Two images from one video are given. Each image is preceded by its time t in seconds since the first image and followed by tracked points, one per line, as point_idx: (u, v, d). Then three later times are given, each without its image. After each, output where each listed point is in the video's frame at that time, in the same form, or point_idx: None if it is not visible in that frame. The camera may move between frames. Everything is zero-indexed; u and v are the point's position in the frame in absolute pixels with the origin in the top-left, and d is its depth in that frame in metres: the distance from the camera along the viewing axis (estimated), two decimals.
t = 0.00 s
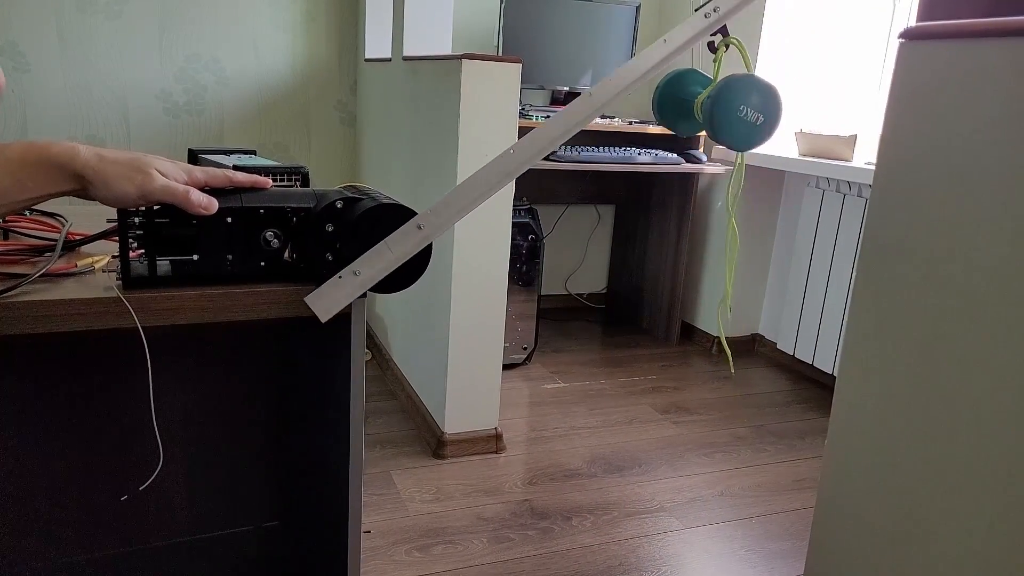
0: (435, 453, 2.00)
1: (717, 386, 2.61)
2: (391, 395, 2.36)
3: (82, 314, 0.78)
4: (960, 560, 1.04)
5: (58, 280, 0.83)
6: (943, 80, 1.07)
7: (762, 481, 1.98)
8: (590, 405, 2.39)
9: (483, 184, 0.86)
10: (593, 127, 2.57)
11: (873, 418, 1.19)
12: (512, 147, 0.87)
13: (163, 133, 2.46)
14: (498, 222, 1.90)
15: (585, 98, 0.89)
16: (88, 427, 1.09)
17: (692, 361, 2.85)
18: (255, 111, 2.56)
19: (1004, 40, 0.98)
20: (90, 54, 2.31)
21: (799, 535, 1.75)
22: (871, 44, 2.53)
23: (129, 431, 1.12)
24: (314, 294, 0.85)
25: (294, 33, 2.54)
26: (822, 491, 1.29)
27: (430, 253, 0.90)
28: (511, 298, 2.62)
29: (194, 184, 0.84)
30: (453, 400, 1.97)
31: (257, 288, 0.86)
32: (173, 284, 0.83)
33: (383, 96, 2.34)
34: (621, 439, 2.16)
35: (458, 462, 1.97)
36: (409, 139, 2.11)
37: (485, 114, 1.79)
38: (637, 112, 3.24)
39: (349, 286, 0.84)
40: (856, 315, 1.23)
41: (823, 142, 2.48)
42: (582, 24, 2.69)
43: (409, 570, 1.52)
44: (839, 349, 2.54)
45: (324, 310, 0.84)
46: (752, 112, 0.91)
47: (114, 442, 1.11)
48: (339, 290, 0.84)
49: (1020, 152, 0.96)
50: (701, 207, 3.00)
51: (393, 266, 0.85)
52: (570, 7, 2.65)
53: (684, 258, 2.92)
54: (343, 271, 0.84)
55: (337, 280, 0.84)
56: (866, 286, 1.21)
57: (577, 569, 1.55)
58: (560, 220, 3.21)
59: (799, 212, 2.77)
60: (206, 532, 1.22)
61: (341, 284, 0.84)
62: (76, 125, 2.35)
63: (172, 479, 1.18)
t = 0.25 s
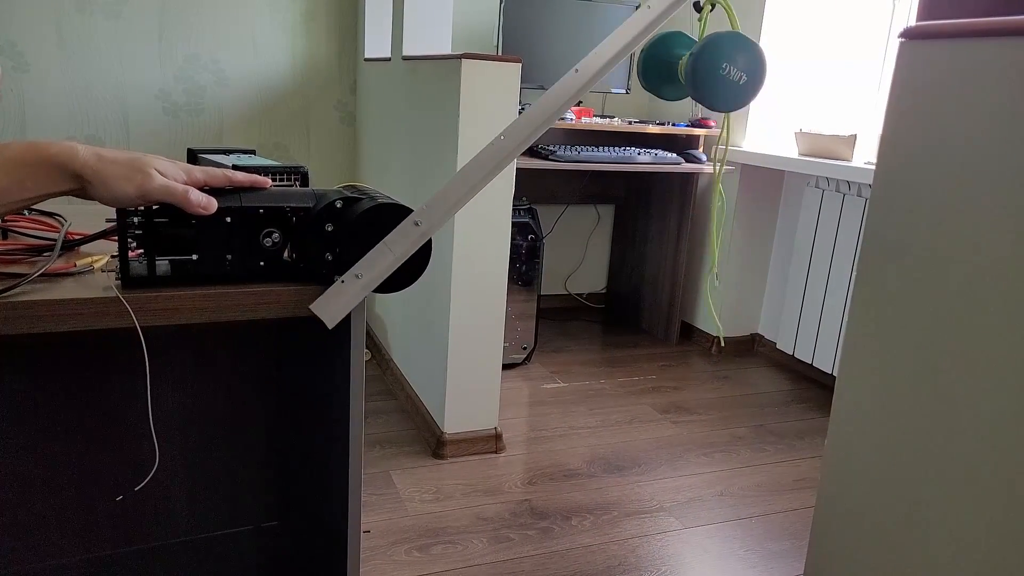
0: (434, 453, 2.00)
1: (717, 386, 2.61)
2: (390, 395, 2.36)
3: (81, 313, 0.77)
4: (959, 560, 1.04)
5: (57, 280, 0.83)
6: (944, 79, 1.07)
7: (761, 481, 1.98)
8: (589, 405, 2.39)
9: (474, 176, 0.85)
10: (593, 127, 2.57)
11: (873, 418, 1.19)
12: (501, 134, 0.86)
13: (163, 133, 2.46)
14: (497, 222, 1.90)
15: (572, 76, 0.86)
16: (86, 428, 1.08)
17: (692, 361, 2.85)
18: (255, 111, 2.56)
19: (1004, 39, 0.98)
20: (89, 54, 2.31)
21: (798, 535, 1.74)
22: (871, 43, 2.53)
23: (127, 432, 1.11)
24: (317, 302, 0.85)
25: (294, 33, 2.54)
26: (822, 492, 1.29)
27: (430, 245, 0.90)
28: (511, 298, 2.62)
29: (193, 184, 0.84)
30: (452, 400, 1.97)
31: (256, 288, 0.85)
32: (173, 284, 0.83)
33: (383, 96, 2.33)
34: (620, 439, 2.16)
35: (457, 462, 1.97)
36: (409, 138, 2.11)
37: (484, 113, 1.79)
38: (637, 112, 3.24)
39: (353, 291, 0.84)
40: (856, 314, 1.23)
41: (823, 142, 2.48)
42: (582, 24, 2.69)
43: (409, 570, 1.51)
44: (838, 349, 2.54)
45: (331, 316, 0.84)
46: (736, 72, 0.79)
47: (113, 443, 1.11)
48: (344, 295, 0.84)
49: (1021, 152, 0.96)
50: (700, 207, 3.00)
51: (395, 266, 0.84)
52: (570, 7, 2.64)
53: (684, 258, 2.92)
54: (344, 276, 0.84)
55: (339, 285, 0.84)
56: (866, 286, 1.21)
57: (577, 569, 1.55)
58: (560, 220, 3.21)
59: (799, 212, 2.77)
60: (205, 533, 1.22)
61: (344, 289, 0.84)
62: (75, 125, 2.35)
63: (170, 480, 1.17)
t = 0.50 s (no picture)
0: (434, 453, 1.99)
1: (716, 386, 2.61)
2: (390, 395, 2.36)
3: (79, 313, 0.77)
4: (960, 560, 1.04)
5: (55, 280, 0.83)
6: (944, 79, 1.07)
7: (760, 481, 1.98)
8: (589, 405, 2.39)
9: (464, 168, 0.84)
10: (593, 127, 2.56)
11: (872, 418, 1.19)
12: (488, 122, 0.84)
13: (162, 133, 2.46)
14: (497, 222, 1.89)
15: (554, 52, 0.83)
16: (85, 428, 1.08)
17: (691, 361, 2.85)
18: (254, 111, 2.56)
19: (1004, 39, 0.98)
20: (88, 54, 2.31)
21: (797, 535, 1.74)
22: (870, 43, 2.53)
23: (127, 432, 1.11)
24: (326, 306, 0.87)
25: (294, 33, 2.54)
26: (822, 492, 1.29)
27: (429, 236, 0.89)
28: (510, 298, 2.61)
29: (192, 183, 0.84)
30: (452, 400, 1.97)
31: (255, 288, 0.85)
32: (171, 284, 0.83)
33: (382, 96, 2.33)
34: (620, 439, 2.16)
35: (456, 462, 1.97)
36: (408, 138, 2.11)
37: (484, 113, 1.78)
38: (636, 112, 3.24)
39: (359, 294, 0.86)
40: (856, 315, 1.22)
41: (822, 142, 2.48)
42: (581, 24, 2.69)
43: (408, 571, 1.51)
44: (837, 349, 2.54)
45: (338, 320, 0.86)
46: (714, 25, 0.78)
47: (112, 444, 1.11)
48: (350, 299, 0.86)
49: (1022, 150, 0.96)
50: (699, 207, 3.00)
51: (395, 265, 0.84)
52: (570, 7, 2.64)
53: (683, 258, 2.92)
54: (349, 281, 0.85)
55: (345, 290, 0.86)
56: (866, 286, 1.21)
57: (576, 569, 1.55)
58: (559, 221, 3.21)
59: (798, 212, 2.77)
60: (204, 533, 1.22)
61: (350, 293, 0.85)
62: (74, 126, 2.35)
63: (170, 480, 1.17)
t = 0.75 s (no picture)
0: (433, 453, 1.99)
1: (715, 386, 2.61)
2: (389, 395, 2.36)
3: (79, 313, 0.77)
4: (959, 560, 1.04)
5: (55, 280, 0.83)
6: (944, 78, 1.07)
7: (760, 481, 1.98)
8: (588, 405, 2.38)
9: (454, 159, 0.82)
10: (593, 127, 2.56)
11: (872, 418, 1.19)
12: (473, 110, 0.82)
13: (161, 133, 2.45)
14: (497, 222, 1.89)
15: (534, 31, 0.79)
16: (85, 428, 1.08)
17: (690, 361, 2.85)
18: (254, 111, 2.56)
19: (1005, 39, 0.98)
20: (88, 53, 2.31)
21: (797, 535, 1.74)
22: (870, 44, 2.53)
23: (126, 432, 1.11)
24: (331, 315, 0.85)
25: (294, 33, 2.54)
26: (821, 492, 1.29)
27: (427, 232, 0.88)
28: (510, 298, 2.61)
29: (192, 184, 0.84)
30: (451, 400, 1.97)
31: (255, 288, 0.85)
32: (171, 284, 0.83)
33: (382, 96, 2.33)
34: (619, 439, 2.16)
35: (456, 462, 1.97)
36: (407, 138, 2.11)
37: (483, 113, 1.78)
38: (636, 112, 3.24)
39: (362, 298, 0.84)
40: (855, 315, 1.22)
41: (822, 142, 2.48)
42: (581, 24, 2.69)
43: (408, 571, 1.51)
44: (837, 349, 2.54)
45: (347, 327, 0.84)
46: None
47: (111, 443, 1.11)
48: (355, 304, 0.84)
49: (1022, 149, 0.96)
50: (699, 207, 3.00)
51: (397, 263, 0.83)
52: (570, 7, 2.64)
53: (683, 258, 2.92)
54: (352, 286, 0.84)
55: (349, 295, 0.84)
56: (865, 286, 1.21)
57: (576, 570, 1.55)
58: (559, 221, 3.20)
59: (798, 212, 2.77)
60: (204, 533, 1.22)
61: (354, 298, 0.84)
62: (74, 125, 2.35)
63: (170, 480, 1.17)
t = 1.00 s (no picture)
0: (432, 453, 2.00)
1: (714, 387, 2.61)
2: (389, 395, 2.36)
3: (78, 313, 0.77)
4: (958, 560, 1.04)
5: (55, 280, 0.83)
6: (943, 79, 1.07)
7: (759, 481, 1.98)
8: (588, 405, 2.39)
9: (447, 153, 0.82)
10: (592, 128, 2.57)
11: (870, 417, 1.19)
12: (462, 103, 0.82)
13: (161, 132, 2.45)
14: (496, 221, 1.90)
15: (519, 17, 0.79)
16: (85, 427, 1.08)
17: (690, 361, 2.85)
18: (254, 110, 2.56)
19: (1004, 39, 0.99)
20: (87, 53, 2.31)
21: (796, 535, 1.75)
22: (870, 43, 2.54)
23: (126, 431, 1.11)
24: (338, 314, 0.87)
25: (293, 32, 2.54)
26: (820, 492, 1.29)
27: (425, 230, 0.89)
28: (509, 298, 2.61)
29: (191, 183, 0.84)
30: (450, 400, 1.97)
31: (254, 288, 0.85)
32: (170, 284, 0.83)
33: (382, 96, 2.33)
34: (618, 439, 2.16)
35: (455, 462, 1.97)
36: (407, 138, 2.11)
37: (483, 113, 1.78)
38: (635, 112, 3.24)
39: (366, 298, 0.86)
40: (855, 315, 1.23)
41: (822, 143, 2.48)
42: (580, 24, 2.69)
43: (407, 570, 1.51)
44: (837, 349, 2.54)
45: (353, 327, 0.86)
46: None
47: (111, 443, 1.11)
48: (359, 305, 0.86)
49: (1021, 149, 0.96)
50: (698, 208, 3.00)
51: (398, 262, 0.84)
52: (569, 7, 2.64)
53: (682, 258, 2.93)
54: (355, 286, 0.86)
55: (353, 296, 0.86)
56: (865, 286, 1.21)
57: (575, 569, 1.55)
58: (558, 220, 3.21)
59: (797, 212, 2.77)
60: (204, 533, 1.22)
61: (358, 298, 0.86)
62: (74, 126, 2.35)
63: (170, 479, 1.17)
